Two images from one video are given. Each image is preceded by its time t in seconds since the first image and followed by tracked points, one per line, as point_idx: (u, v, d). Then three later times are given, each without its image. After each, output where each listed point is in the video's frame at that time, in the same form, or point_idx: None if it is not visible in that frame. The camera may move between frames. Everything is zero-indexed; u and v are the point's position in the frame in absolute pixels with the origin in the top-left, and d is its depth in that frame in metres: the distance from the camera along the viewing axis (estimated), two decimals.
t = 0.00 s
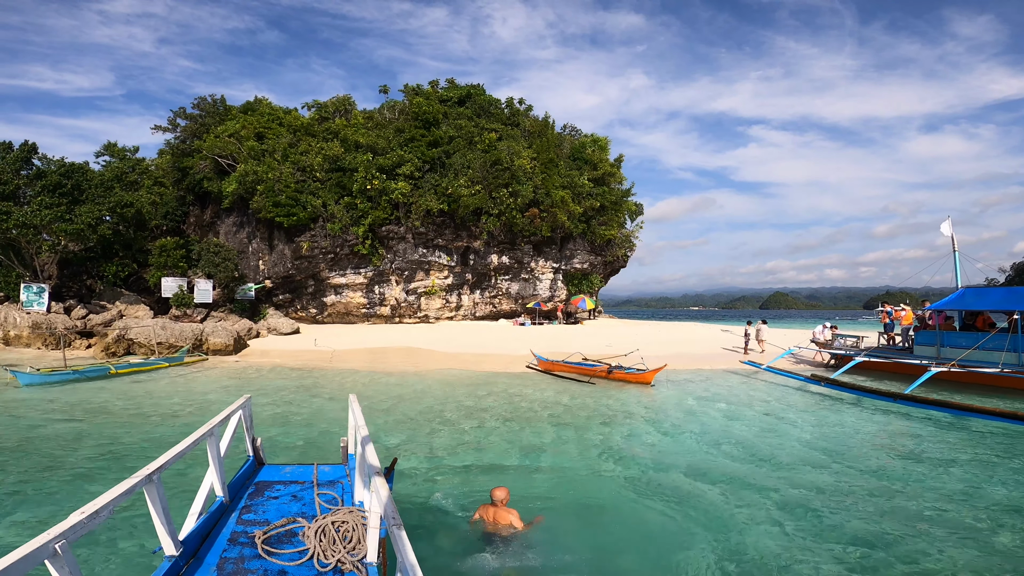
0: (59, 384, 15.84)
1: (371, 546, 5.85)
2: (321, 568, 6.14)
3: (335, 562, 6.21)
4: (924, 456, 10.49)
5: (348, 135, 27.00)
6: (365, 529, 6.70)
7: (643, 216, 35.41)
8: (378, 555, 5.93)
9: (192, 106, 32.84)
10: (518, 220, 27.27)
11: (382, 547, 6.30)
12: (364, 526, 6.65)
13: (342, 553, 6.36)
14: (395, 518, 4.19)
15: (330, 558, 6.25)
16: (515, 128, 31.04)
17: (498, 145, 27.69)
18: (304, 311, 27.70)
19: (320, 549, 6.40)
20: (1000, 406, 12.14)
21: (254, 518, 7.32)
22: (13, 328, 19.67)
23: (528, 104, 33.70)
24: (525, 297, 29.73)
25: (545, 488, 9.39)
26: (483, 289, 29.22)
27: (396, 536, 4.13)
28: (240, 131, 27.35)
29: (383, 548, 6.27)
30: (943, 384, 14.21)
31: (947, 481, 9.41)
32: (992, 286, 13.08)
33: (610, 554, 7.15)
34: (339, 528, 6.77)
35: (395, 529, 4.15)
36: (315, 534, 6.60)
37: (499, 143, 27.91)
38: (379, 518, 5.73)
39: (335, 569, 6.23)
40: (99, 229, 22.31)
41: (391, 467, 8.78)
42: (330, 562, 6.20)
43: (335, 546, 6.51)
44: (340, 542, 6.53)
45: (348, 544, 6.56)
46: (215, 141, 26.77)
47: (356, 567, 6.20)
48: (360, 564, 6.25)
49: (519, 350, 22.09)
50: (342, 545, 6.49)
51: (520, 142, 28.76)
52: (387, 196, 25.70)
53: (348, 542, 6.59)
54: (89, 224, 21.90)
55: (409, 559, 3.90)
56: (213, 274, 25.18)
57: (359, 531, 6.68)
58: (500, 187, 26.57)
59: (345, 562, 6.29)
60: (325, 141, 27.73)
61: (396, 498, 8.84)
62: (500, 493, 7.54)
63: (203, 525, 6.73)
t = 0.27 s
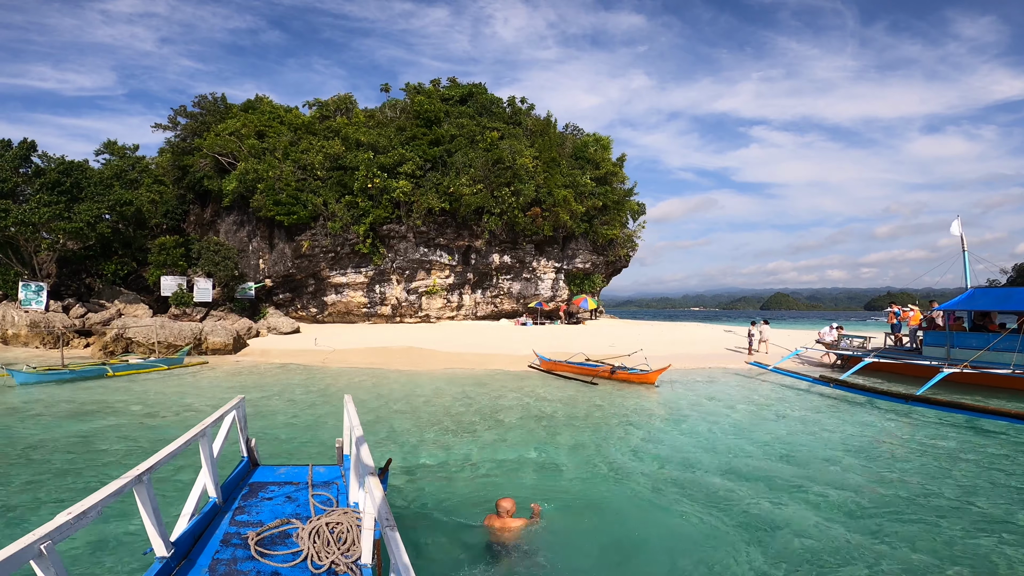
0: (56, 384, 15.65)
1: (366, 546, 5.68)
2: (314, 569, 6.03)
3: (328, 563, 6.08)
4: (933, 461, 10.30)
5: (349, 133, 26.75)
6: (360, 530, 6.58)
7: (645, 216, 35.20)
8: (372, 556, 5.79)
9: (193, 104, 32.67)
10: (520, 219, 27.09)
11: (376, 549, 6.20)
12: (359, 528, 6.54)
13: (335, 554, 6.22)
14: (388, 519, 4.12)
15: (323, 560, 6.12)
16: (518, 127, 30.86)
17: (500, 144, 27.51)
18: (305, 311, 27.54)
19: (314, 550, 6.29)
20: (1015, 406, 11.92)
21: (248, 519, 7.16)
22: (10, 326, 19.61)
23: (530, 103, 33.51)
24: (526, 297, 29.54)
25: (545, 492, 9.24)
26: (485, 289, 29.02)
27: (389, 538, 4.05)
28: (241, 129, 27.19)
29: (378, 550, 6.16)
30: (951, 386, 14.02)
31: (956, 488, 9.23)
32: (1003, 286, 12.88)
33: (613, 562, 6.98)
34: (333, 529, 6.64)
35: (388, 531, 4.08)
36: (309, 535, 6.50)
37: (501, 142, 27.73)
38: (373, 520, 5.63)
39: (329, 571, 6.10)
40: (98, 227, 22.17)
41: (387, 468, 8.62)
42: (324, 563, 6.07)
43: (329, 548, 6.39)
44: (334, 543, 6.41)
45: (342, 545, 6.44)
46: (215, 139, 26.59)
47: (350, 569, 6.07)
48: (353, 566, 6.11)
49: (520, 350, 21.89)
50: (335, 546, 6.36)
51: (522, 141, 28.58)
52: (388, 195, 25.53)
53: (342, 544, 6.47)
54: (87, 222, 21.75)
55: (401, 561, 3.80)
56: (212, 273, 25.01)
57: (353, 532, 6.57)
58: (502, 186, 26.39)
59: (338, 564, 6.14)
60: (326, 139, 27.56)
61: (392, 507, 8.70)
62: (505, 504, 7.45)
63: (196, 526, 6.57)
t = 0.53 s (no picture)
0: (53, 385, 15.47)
1: (365, 545, 5.74)
2: (313, 568, 5.91)
3: (327, 561, 5.97)
4: (942, 463, 10.16)
5: (350, 132, 26.59)
6: (358, 529, 6.48)
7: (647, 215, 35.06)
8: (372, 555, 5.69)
9: (193, 103, 32.51)
10: (522, 218, 26.93)
11: (375, 547, 6.11)
12: (358, 526, 6.43)
13: (334, 553, 6.11)
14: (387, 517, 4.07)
15: (322, 558, 6.01)
16: (519, 126, 30.70)
17: (501, 143, 27.36)
18: (305, 311, 27.39)
19: (312, 549, 6.19)
20: None
21: (245, 518, 7.02)
22: (9, 326, 19.51)
23: (532, 102, 33.38)
24: (528, 297, 29.40)
25: (548, 494, 9.12)
26: (486, 288, 28.86)
27: (388, 537, 4.00)
28: (241, 128, 27.06)
29: (378, 549, 6.06)
30: (959, 387, 13.87)
31: (966, 490, 9.08)
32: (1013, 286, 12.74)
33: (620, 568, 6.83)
34: (331, 528, 6.53)
35: (387, 529, 4.03)
36: (307, 534, 6.40)
37: (502, 141, 27.59)
38: (372, 518, 5.55)
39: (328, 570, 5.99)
40: (96, 226, 22.01)
41: (385, 466, 8.49)
42: (322, 562, 5.95)
43: (327, 547, 6.28)
44: (333, 542, 6.30)
45: (341, 544, 6.33)
46: (215, 138, 26.44)
47: (349, 568, 5.96)
48: (353, 564, 6.00)
49: (522, 350, 21.74)
50: (334, 545, 6.25)
51: (524, 140, 28.43)
52: (388, 194, 25.37)
53: (341, 543, 6.37)
54: (86, 221, 21.59)
55: (402, 561, 3.70)
56: (212, 273, 24.86)
57: (352, 531, 6.48)
58: (503, 185, 26.24)
59: (337, 562, 6.03)
60: (327, 138, 27.41)
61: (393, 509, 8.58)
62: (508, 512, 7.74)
63: (192, 525, 6.42)
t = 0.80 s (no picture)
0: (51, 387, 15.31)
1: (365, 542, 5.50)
2: (314, 565, 5.90)
3: (329, 559, 5.96)
4: (949, 466, 10.08)
5: (350, 131, 26.44)
6: (360, 527, 6.51)
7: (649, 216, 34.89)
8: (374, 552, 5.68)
9: (193, 102, 32.34)
10: (524, 219, 26.77)
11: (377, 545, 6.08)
12: (359, 524, 6.46)
13: (336, 551, 6.10)
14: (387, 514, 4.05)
15: (324, 556, 6.00)
16: (521, 126, 30.53)
17: (503, 143, 27.22)
18: (305, 311, 27.24)
19: (314, 547, 6.19)
20: None
21: (245, 515, 6.97)
22: (5, 327, 19.20)
23: (533, 102, 33.21)
24: (529, 298, 29.25)
25: (552, 497, 9.01)
26: (487, 289, 28.70)
27: (389, 532, 3.98)
28: (241, 127, 26.94)
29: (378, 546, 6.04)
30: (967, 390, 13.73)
31: (973, 494, 9.00)
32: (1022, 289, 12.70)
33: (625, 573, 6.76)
34: (332, 525, 6.53)
35: (387, 525, 4.01)
36: (308, 531, 6.40)
37: (504, 141, 27.44)
38: (374, 516, 5.45)
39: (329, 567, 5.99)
40: (95, 226, 21.87)
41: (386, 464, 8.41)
42: (324, 559, 5.95)
43: (329, 544, 6.28)
44: (334, 539, 6.31)
45: (342, 542, 6.33)
46: (215, 137, 26.30)
47: (350, 566, 5.98)
48: (354, 562, 6.03)
49: (524, 351, 21.58)
50: (336, 542, 6.26)
51: (525, 140, 28.28)
52: (389, 194, 25.20)
53: (342, 540, 6.38)
54: (85, 221, 21.46)
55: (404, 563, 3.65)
56: (212, 273, 24.72)
57: (353, 529, 6.50)
58: (505, 185, 26.09)
59: (339, 560, 6.04)
60: (327, 137, 27.27)
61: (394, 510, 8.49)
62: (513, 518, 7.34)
63: (192, 523, 6.37)
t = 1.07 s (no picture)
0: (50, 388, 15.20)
1: (371, 541, 5.68)
2: (318, 562, 5.87)
3: (332, 556, 5.93)
4: (955, 469, 10.02)
5: (351, 131, 26.31)
6: (364, 523, 6.45)
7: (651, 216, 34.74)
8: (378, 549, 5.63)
9: (193, 101, 32.18)
10: (525, 218, 26.63)
11: (381, 541, 5.98)
12: (363, 520, 6.40)
13: (339, 547, 6.06)
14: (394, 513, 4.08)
15: (327, 553, 5.97)
16: (522, 125, 30.38)
17: (504, 143, 27.10)
18: (306, 311, 27.11)
19: (318, 543, 6.13)
20: None
21: (249, 512, 6.97)
22: (4, 327, 19.04)
23: (534, 102, 33.06)
24: (531, 298, 29.13)
25: (555, 499, 8.95)
26: (489, 289, 28.58)
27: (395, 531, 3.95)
28: (241, 127, 26.82)
29: (382, 542, 5.98)
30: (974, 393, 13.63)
31: (980, 497, 8.94)
32: None
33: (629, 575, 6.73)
34: (336, 521, 6.49)
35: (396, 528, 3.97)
36: (313, 528, 6.33)
37: (505, 140, 27.32)
38: (378, 511, 5.43)
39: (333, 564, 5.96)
40: (94, 226, 21.75)
41: (389, 460, 8.34)
42: (328, 556, 5.91)
43: (332, 540, 6.23)
44: (338, 535, 6.25)
45: (346, 538, 6.28)
46: (215, 137, 26.19)
47: (354, 562, 5.91)
48: (358, 559, 5.97)
49: (526, 352, 21.46)
50: (339, 538, 6.21)
51: (527, 139, 28.16)
52: (390, 194, 25.06)
53: (346, 537, 6.32)
54: (84, 221, 21.34)
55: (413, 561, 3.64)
56: (212, 273, 24.59)
57: (357, 525, 6.44)
58: (507, 185, 25.96)
59: (342, 556, 5.99)
60: (328, 137, 27.15)
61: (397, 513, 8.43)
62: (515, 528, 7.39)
63: (196, 520, 6.38)
